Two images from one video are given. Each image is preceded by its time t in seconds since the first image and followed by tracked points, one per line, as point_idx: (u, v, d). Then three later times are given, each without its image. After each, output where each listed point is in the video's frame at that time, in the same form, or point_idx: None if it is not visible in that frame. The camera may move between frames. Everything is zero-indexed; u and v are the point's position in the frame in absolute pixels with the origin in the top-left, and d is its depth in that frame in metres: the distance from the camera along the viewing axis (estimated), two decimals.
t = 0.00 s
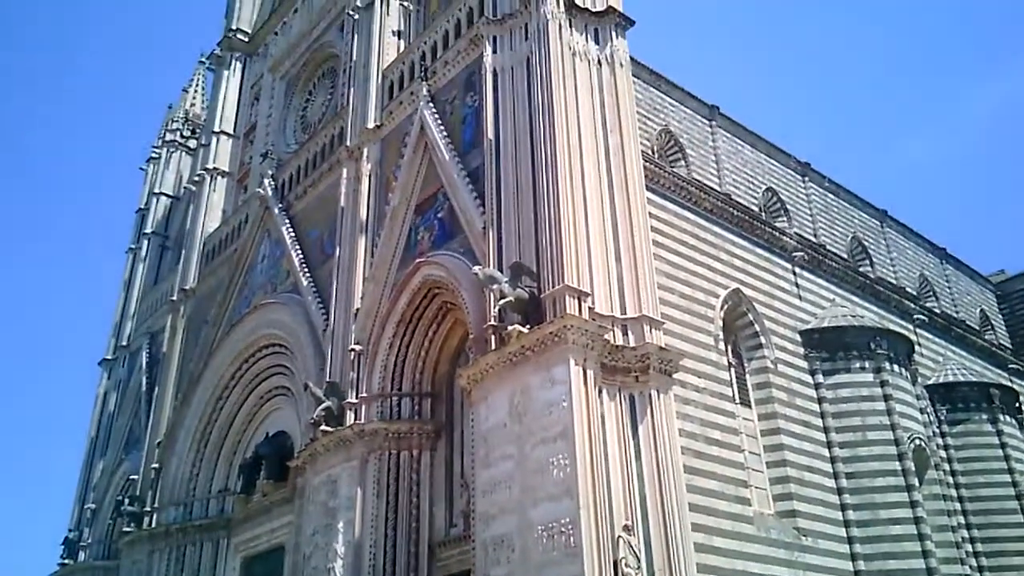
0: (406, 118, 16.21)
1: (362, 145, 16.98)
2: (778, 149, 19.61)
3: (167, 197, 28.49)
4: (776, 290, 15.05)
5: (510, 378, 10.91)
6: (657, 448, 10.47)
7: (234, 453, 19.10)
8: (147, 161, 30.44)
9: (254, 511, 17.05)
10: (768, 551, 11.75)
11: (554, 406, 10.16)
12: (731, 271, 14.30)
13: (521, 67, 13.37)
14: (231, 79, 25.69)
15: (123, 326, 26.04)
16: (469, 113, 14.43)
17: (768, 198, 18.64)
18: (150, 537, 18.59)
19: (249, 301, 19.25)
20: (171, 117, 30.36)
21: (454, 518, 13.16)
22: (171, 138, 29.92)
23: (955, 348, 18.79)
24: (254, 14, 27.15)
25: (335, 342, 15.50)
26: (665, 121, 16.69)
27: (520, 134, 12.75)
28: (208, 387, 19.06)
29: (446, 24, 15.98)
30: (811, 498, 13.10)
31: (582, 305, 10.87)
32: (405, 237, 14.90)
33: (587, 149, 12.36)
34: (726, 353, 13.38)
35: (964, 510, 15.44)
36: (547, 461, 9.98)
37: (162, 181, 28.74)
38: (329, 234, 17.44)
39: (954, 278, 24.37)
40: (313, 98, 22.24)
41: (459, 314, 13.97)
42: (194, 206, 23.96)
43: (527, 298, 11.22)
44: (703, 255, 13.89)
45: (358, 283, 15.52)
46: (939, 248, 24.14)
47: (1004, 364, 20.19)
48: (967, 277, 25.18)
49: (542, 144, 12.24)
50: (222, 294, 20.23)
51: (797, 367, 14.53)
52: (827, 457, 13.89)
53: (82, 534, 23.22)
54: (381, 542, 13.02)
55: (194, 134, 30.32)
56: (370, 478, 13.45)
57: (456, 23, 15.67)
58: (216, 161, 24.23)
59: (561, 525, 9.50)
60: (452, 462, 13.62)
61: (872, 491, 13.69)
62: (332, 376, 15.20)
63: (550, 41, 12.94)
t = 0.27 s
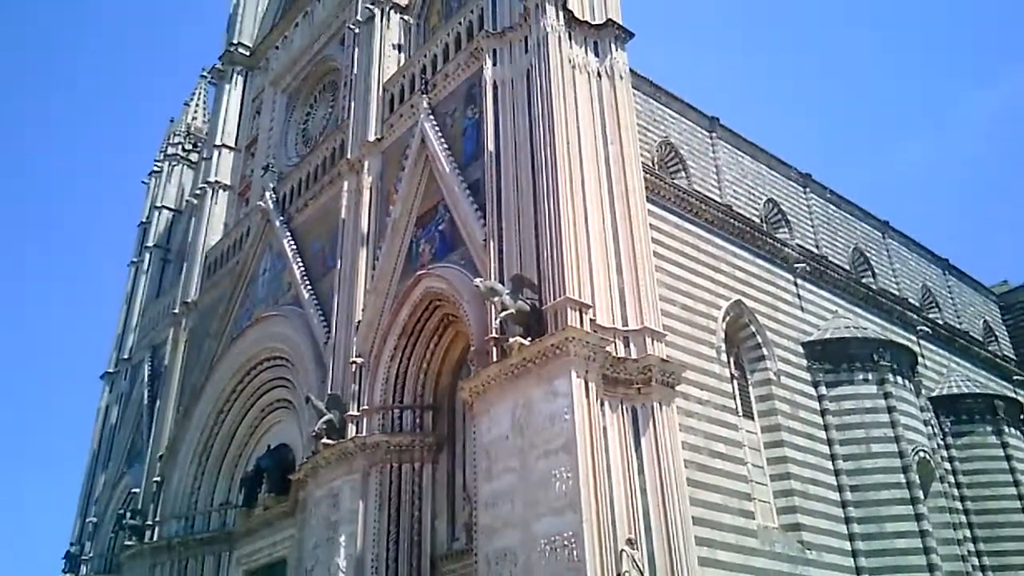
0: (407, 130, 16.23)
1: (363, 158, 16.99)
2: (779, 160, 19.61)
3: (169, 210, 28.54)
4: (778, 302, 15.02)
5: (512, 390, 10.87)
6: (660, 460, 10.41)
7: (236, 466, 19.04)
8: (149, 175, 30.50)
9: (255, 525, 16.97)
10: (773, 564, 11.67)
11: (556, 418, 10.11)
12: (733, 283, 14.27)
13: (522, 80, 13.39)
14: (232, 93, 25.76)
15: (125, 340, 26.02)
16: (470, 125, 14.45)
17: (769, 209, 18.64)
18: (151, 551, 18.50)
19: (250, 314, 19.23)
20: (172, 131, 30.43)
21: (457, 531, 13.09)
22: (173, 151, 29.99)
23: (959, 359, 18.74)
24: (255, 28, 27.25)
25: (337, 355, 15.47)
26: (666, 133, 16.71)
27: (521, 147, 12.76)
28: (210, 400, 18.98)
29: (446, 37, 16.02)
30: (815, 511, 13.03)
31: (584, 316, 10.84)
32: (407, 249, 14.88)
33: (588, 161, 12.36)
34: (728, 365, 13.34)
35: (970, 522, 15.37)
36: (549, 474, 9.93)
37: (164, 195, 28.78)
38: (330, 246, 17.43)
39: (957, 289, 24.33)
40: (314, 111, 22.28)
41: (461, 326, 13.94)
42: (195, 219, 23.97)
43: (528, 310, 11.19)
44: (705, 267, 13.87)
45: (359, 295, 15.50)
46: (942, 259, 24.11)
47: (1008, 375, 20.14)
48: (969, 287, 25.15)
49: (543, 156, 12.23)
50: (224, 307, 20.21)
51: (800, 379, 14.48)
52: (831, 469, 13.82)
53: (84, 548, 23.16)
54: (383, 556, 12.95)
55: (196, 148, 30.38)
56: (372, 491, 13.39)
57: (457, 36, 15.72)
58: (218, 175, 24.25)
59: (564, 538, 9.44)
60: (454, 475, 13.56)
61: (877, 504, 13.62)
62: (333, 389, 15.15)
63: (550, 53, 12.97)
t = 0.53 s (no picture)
0: (412, 147, 16.28)
1: (368, 174, 17.02)
2: (785, 173, 19.60)
3: (176, 229, 28.65)
4: (785, 315, 14.97)
5: (519, 406, 10.83)
6: (668, 476, 10.34)
7: (243, 484, 19.01)
8: (157, 193, 30.64)
9: (262, 543, 16.91)
10: None
11: (564, 434, 10.07)
12: (740, 296, 14.24)
13: (527, 95, 13.43)
14: (239, 111, 25.91)
15: (132, 358, 26.05)
16: (475, 141, 14.48)
17: (775, 222, 18.60)
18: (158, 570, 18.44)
19: (257, 331, 19.24)
20: (179, 150, 30.58)
21: (464, 548, 13.02)
22: (180, 170, 30.14)
23: (968, 371, 18.63)
24: (261, 47, 27.41)
25: (343, 372, 15.45)
26: (671, 147, 16.72)
27: (527, 161, 12.77)
28: (217, 418, 18.99)
29: (451, 54, 16.10)
30: (825, 525, 12.93)
31: (591, 331, 10.81)
32: (413, 265, 14.89)
33: (593, 175, 12.36)
34: (736, 379, 13.28)
35: (983, 536, 15.23)
36: (557, 490, 9.88)
37: (171, 213, 28.90)
38: (337, 262, 17.45)
39: (966, 301, 24.22)
40: (320, 128, 22.38)
41: (468, 342, 13.91)
42: (202, 237, 24.03)
43: (535, 325, 11.16)
44: (711, 281, 13.83)
45: (366, 312, 15.50)
46: (950, 271, 24.02)
47: (1019, 387, 20.03)
48: (978, 299, 25.03)
49: (548, 171, 12.23)
50: (231, 324, 20.25)
51: (808, 392, 14.40)
52: (841, 483, 13.72)
53: (91, 567, 23.10)
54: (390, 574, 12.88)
55: (203, 166, 30.54)
56: (379, 508, 13.34)
57: (462, 52, 15.78)
58: (224, 193, 24.33)
59: (572, 555, 9.38)
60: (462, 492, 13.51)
61: (889, 518, 13.51)
62: (340, 406, 15.13)
63: (555, 68, 13.00)
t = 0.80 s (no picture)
0: (418, 165, 16.33)
1: (374, 192, 17.07)
2: (791, 191, 19.59)
3: (183, 246, 28.75)
4: (792, 333, 14.92)
5: (526, 425, 10.78)
6: (676, 496, 10.26)
7: (249, 502, 18.95)
8: (164, 211, 30.77)
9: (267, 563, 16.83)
10: None
11: (570, 453, 10.02)
12: (747, 315, 14.20)
13: (532, 114, 13.46)
14: (246, 130, 26.05)
15: (138, 376, 26.06)
16: (481, 159, 14.51)
17: (782, 240, 18.59)
18: None
19: (263, 349, 19.25)
20: (187, 168, 30.74)
21: (470, 568, 12.94)
22: (187, 188, 30.28)
23: (977, 390, 18.52)
24: (269, 65, 27.59)
25: (349, 390, 15.42)
26: (676, 165, 16.74)
27: (533, 179, 12.78)
28: (223, 437, 18.98)
29: (457, 72, 16.18)
30: (834, 546, 12.81)
31: (597, 349, 10.78)
32: (419, 283, 14.89)
33: (599, 193, 12.37)
34: (743, 398, 13.22)
35: (995, 558, 15.04)
36: (564, 510, 9.82)
37: (178, 231, 29.00)
38: (343, 280, 17.46)
39: (974, 319, 24.12)
40: (327, 147, 22.47)
41: (474, 360, 13.88)
42: (209, 255, 24.09)
43: (541, 344, 11.14)
44: (718, 299, 13.80)
45: (372, 329, 15.48)
46: (957, 289, 23.94)
47: None
48: (986, 317, 24.93)
49: (554, 189, 12.24)
50: (237, 342, 20.26)
51: (816, 411, 14.33)
52: (849, 503, 13.62)
53: None
54: None
55: (210, 184, 30.69)
56: (385, 528, 13.28)
57: (468, 71, 15.85)
58: (231, 211, 24.42)
59: None
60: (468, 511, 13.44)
61: (897, 538, 13.36)
62: (346, 425, 15.09)
63: (560, 86, 13.05)
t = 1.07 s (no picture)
0: (426, 196, 16.39)
1: (382, 222, 17.12)
2: (799, 220, 19.58)
3: (192, 277, 28.87)
4: (802, 363, 14.82)
5: (534, 456, 10.69)
6: (686, 529, 10.14)
7: (254, 534, 18.77)
8: (173, 241, 30.94)
9: None
10: None
11: (578, 485, 9.92)
12: (756, 345, 14.13)
13: (540, 144, 13.51)
14: (256, 161, 26.25)
15: (145, 406, 26.04)
16: (488, 189, 14.56)
17: (790, 269, 18.55)
18: None
19: (270, 380, 19.23)
20: (197, 198, 30.95)
21: None
22: (197, 218, 30.47)
23: (990, 421, 18.33)
24: (278, 97, 27.87)
25: (356, 421, 15.36)
26: (684, 195, 16.76)
27: (540, 209, 12.80)
28: (229, 468, 18.93)
29: (465, 103, 16.29)
30: None
31: (605, 379, 10.72)
32: (426, 313, 14.88)
33: (606, 223, 12.38)
34: (753, 429, 13.10)
35: None
36: (572, 543, 9.69)
37: (187, 261, 29.14)
38: (350, 310, 17.46)
39: (985, 349, 23.94)
40: (335, 177, 22.60)
41: (481, 390, 13.80)
42: (217, 284, 24.17)
43: (549, 374, 11.07)
44: (726, 329, 13.74)
45: (379, 359, 15.44)
46: (968, 319, 23.79)
47: None
48: (998, 347, 24.74)
49: (562, 219, 12.25)
50: (244, 372, 20.25)
51: (827, 442, 14.20)
52: (862, 536, 13.44)
53: None
54: None
55: (219, 215, 30.90)
56: (391, 561, 13.15)
57: (476, 102, 15.97)
58: (240, 241, 24.52)
59: None
60: (475, 544, 13.31)
61: (910, 573, 13.16)
62: (353, 456, 15.01)
63: (567, 117, 13.12)
